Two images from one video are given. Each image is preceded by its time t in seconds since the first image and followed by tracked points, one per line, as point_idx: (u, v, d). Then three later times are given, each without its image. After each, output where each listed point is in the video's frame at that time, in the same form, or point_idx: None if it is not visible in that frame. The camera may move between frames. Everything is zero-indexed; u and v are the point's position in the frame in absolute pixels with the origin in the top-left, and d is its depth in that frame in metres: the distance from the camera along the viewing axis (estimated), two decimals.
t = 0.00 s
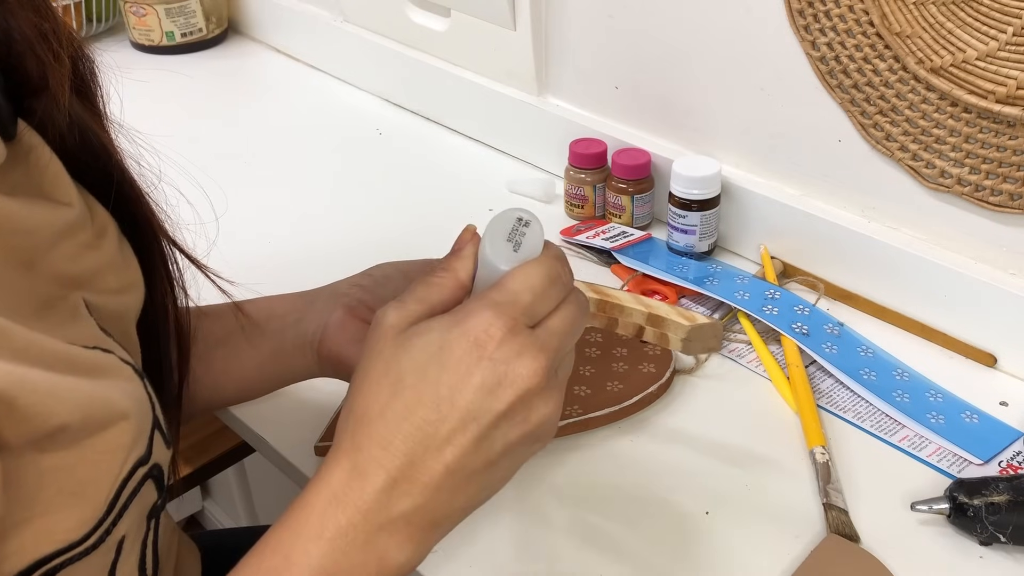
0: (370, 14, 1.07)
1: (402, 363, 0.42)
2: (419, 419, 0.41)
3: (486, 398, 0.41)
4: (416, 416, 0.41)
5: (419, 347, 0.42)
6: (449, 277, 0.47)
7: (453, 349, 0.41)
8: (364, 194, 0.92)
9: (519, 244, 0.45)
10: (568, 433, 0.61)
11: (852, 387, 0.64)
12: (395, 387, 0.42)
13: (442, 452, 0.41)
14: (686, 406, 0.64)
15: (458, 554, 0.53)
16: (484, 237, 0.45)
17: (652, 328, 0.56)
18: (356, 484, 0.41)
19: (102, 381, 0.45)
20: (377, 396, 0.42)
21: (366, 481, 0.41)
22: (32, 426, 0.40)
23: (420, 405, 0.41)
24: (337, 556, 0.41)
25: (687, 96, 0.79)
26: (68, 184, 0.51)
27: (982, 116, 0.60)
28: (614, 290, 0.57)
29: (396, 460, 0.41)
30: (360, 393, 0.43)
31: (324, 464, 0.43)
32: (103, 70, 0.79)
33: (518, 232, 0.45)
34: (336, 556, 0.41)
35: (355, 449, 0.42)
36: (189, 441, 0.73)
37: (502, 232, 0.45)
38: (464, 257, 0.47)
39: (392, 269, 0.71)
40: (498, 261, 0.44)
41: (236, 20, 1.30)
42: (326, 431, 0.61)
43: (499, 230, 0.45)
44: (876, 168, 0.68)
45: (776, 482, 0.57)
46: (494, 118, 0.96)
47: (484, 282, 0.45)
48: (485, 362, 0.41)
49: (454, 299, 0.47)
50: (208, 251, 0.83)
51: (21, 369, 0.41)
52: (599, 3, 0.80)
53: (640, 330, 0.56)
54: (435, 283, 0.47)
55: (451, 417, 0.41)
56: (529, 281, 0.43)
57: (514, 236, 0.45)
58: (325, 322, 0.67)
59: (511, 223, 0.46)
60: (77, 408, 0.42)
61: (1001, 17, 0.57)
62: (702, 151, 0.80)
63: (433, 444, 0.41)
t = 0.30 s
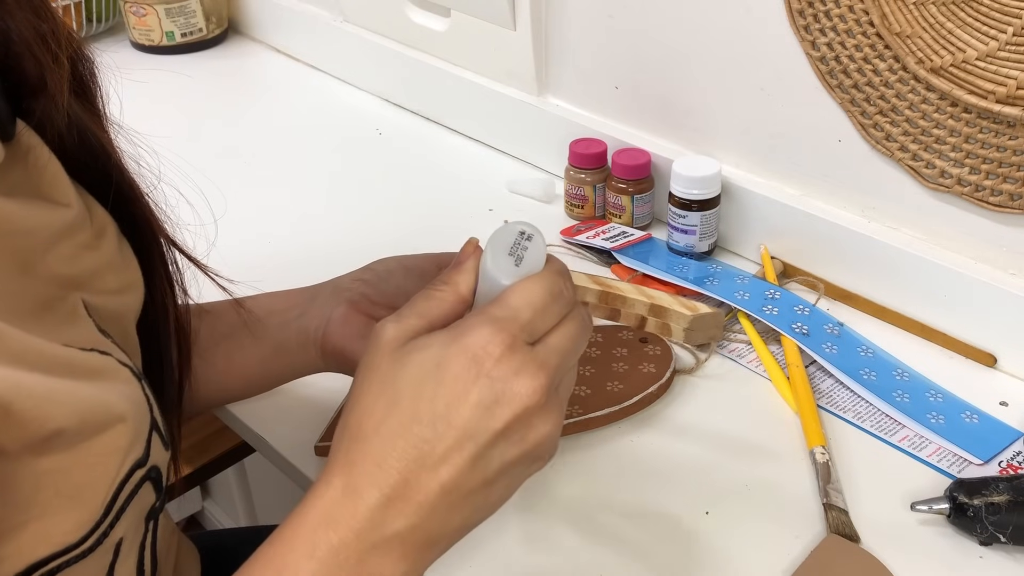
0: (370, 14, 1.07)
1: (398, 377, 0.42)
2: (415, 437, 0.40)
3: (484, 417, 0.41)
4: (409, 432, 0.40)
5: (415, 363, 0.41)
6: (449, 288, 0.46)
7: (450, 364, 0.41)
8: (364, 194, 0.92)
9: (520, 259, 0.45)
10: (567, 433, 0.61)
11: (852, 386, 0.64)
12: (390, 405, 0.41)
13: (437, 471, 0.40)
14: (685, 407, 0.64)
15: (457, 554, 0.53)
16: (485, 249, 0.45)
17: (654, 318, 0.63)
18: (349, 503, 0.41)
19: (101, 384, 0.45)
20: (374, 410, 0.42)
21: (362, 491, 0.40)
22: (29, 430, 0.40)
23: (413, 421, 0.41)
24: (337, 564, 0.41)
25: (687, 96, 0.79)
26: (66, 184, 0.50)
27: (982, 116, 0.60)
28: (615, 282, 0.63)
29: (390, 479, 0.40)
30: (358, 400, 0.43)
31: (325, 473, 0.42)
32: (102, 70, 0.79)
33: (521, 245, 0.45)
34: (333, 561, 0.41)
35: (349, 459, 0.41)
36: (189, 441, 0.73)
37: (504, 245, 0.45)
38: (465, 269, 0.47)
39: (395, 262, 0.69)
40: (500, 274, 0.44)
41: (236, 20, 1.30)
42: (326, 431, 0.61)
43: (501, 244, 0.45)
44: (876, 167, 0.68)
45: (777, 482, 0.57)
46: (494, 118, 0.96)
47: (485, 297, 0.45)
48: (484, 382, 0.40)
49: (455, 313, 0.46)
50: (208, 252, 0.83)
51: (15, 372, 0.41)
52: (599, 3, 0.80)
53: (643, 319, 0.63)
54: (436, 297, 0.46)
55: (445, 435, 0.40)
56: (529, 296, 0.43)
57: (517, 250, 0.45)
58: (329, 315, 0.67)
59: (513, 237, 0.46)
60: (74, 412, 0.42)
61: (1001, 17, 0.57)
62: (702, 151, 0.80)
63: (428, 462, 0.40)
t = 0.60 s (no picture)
0: (370, 14, 1.07)
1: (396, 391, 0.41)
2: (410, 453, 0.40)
3: (482, 433, 0.40)
4: (405, 448, 0.40)
5: (412, 377, 0.41)
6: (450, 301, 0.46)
7: (448, 377, 0.40)
8: (363, 194, 0.92)
9: (523, 271, 0.44)
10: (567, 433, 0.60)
11: (852, 387, 0.64)
12: (387, 422, 0.41)
13: (433, 488, 0.40)
14: (685, 408, 0.64)
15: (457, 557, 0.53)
16: (487, 263, 0.45)
17: (655, 312, 0.58)
18: (344, 518, 0.40)
19: (99, 386, 0.45)
20: (368, 427, 0.41)
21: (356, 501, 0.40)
22: (27, 434, 0.41)
23: (409, 437, 0.40)
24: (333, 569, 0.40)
25: (686, 97, 0.79)
26: (64, 187, 0.51)
27: (982, 116, 0.60)
28: (614, 276, 0.58)
29: (386, 495, 0.40)
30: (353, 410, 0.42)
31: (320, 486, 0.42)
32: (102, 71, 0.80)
33: (523, 258, 0.45)
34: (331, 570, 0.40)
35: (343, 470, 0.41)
36: (189, 440, 0.73)
37: (509, 258, 0.45)
38: (466, 282, 0.46)
39: (395, 260, 0.69)
40: (503, 288, 0.43)
41: (236, 20, 1.30)
42: (325, 432, 0.61)
43: (504, 256, 0.45)
44: (876, 168, 0.68)
45: (777, 482, 0.57)
46: (494, 118, 0.96)
47: (486, 310, 0.45)
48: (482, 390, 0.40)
49: (456, 325, 0.46)
50: (207, 253, 0.84)
51: (12, 376, 0.41)
52: (599, 3, 0.80)
53: (644, 315, 0.58)
54: (437, 309, 0.45)
55: (441, 448, 0.40)
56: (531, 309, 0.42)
57: (519, 262, 0.45)
58: (330, 312, 0.67)
59: (516, 249, 0.45)
60: (71, 415, 0.42)
61: (1001, 17, 0.57)
62: (702, 151, 0.80)
63: (424, 479, 0.40)
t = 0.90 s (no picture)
0: (370, 14, 1.07)
1: (397, 403, 0.41)
2: (409, 466, 0.40)
3: (483, 448, 0.40)
4: (405, 461, 0.40)
5: (413, 390, 0.41)
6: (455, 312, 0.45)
7: (450, 392, 0.40)
8: (363, 193, 0.92)
9: (527, 283, 0.43)
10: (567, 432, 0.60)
11: (852, 386, 0.64)
12: (387, 434, 0.41)
13: (433, 502, 0.40)
14: (685, 408, 0.64)
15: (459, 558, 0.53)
16: (492, 275, 0.44)
17: (654, 309, 0.56)
18: (343, 529, 0.40)
19: (98, 386, 0.45)
20: (368, 440, 0.41)
21: (355, 509, 0.40)
22: (26, 436, 0.41)
23: (408, 449, 0.40)
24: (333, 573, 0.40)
25: (686, 97, 0.79)
26: (64, 186, 0.51)
27: (982, 116, 0.60)
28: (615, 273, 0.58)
29: (384, 509, 0.40)
30: (353, 421, 0.42)
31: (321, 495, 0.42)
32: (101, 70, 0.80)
33: (528, 269, 0.44)
34: None
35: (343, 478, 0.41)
36: (189, 440, 0.73)
37: (516, 271, 0.44)
38: (470, 293, 0.45)
39: (395, 257, 0.69)
40: (506, 299, 0.42)
41: (236, 20, 1.30)
42: (325, 432, 0.61)
43: (508, 268, 0.44)
44: (876, 167, 0.68)
45: (777, 482, 0.57)
46: (494, 118, 0.96)
47: (490, 322, 0.44)
48: (484, 401, 0.40)
49: (460, 337, 0.45)
50: (207, 252, 0.84)
51: (11, 376, 0.41)
52: (599, 3, 0.80)
53: (644, 311, 0.56)
54: (440, 320, 0.45)
55: (440, 461, 0.40)
56: (536, 321, 0.42)
57: (524, 274, 0.44)
58: (331, 310, 0.67)
59: (521, 260, 0.44)
60: (70, 416, 0.42)
61: (1001, 17, 0.57)
62: (702, 151, 0.80)
63: (423, 493, 0.40)
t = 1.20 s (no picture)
0: (370, 14, 1.07)
1: (412, 425, 0.39)
2: (423, 491, 0.38)
3: (499, 476, 0.38)
4: (420, 487, 0.38)
5: (429, 414, 0.38)
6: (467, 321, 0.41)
7: (467, 416, 0.38)
8: (363, 193, 0.92)
9: (550, 301, 0.40)
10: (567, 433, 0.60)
11: (852, 386, 0.64)
12: (401, 458, 0.38)
13: (445, 528, 0.38)
14: (685, 408, 0.64)
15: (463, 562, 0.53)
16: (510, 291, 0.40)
17: (658, 306, 0.56)
18: (354, 549, 0.39)
19: (102, 382, 0.45)
20: (380, 462, 0.39)
21: (368, 530, 0.38)
22: (28, 433, 0.41)
23: (423, 475, 0.38)
24: None
25: (686, 97, 0.79)
26: (68, 182, 0.51)
27: (982, 116, 0.60)
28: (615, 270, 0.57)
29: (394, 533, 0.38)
30: (363, 437, 0.40)
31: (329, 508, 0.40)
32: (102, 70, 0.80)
33: (551, 285, 0.41)
34: None
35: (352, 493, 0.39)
36: (190, 439, 0.73)
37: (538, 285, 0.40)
38: (487, 300, 0.41)
39: (397, 257, 0.69)
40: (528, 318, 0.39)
41: (236, 20, 1.30)
42: (326, 431, 0.61)
43: (530, 282, 0.40)
44: (876, 167, 0.68)
45: (777, 481, 0.57)
46: (494, 118, 0.96)
47: (507, 339, 0.40)
48: (501, 425, 0.38)
49: (472, 349, 0.41)
50: (209, 250, 0.84)
51: (15, 372, 0.41)
52: (599, 3, 0.80)
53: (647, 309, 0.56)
54: (453, 329, 0.41)
55: (454, 490, 0.38)
56: (559, 343, 0.39)
57: (546, 290, 0.40)
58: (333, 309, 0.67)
59: (544, 274, 0.41)
60: (72, 413, 0.42)
61: (1001, 17, 0.57)
62: (702, 151, 0.80)
63: (436, 520, 0.38)
